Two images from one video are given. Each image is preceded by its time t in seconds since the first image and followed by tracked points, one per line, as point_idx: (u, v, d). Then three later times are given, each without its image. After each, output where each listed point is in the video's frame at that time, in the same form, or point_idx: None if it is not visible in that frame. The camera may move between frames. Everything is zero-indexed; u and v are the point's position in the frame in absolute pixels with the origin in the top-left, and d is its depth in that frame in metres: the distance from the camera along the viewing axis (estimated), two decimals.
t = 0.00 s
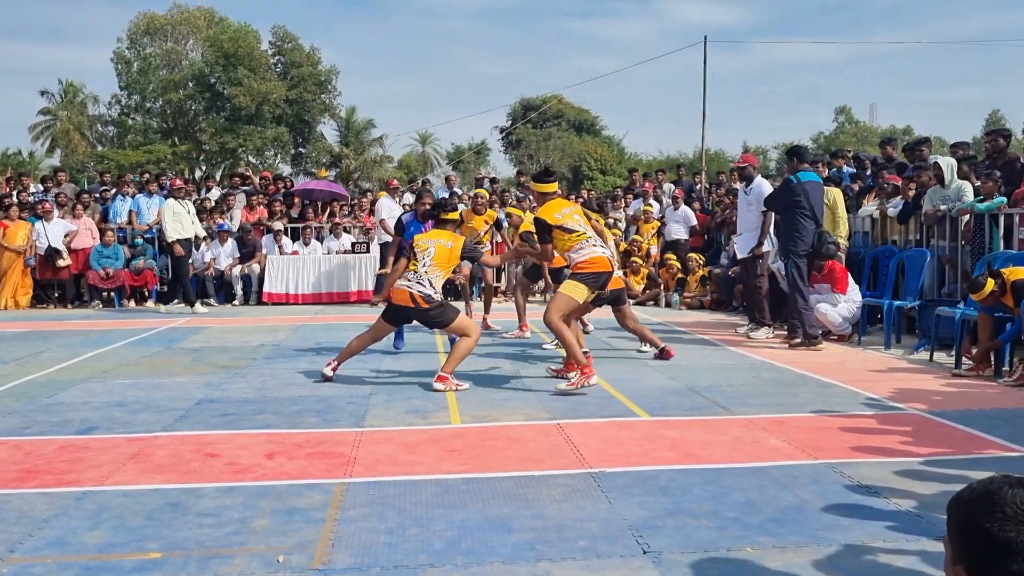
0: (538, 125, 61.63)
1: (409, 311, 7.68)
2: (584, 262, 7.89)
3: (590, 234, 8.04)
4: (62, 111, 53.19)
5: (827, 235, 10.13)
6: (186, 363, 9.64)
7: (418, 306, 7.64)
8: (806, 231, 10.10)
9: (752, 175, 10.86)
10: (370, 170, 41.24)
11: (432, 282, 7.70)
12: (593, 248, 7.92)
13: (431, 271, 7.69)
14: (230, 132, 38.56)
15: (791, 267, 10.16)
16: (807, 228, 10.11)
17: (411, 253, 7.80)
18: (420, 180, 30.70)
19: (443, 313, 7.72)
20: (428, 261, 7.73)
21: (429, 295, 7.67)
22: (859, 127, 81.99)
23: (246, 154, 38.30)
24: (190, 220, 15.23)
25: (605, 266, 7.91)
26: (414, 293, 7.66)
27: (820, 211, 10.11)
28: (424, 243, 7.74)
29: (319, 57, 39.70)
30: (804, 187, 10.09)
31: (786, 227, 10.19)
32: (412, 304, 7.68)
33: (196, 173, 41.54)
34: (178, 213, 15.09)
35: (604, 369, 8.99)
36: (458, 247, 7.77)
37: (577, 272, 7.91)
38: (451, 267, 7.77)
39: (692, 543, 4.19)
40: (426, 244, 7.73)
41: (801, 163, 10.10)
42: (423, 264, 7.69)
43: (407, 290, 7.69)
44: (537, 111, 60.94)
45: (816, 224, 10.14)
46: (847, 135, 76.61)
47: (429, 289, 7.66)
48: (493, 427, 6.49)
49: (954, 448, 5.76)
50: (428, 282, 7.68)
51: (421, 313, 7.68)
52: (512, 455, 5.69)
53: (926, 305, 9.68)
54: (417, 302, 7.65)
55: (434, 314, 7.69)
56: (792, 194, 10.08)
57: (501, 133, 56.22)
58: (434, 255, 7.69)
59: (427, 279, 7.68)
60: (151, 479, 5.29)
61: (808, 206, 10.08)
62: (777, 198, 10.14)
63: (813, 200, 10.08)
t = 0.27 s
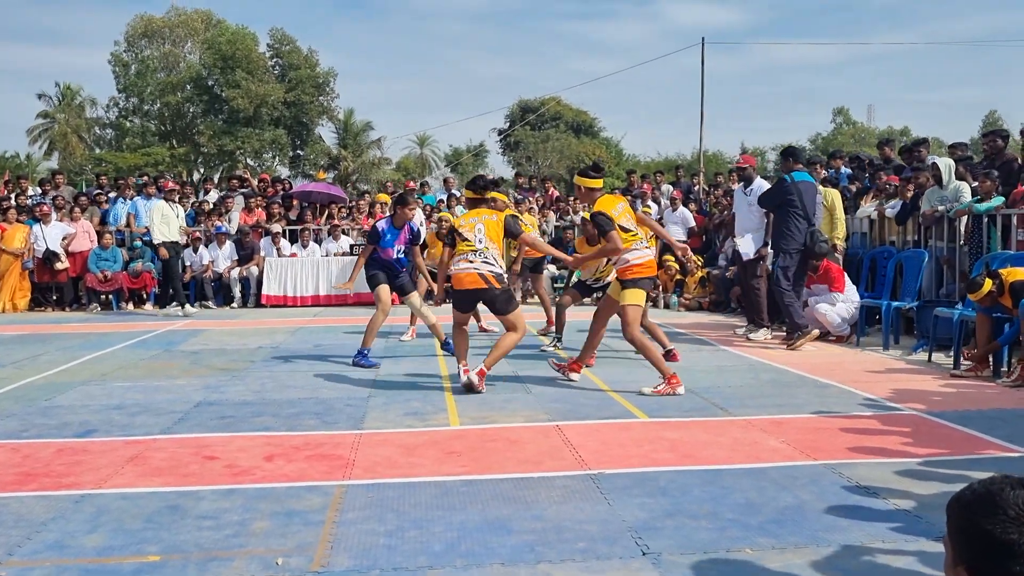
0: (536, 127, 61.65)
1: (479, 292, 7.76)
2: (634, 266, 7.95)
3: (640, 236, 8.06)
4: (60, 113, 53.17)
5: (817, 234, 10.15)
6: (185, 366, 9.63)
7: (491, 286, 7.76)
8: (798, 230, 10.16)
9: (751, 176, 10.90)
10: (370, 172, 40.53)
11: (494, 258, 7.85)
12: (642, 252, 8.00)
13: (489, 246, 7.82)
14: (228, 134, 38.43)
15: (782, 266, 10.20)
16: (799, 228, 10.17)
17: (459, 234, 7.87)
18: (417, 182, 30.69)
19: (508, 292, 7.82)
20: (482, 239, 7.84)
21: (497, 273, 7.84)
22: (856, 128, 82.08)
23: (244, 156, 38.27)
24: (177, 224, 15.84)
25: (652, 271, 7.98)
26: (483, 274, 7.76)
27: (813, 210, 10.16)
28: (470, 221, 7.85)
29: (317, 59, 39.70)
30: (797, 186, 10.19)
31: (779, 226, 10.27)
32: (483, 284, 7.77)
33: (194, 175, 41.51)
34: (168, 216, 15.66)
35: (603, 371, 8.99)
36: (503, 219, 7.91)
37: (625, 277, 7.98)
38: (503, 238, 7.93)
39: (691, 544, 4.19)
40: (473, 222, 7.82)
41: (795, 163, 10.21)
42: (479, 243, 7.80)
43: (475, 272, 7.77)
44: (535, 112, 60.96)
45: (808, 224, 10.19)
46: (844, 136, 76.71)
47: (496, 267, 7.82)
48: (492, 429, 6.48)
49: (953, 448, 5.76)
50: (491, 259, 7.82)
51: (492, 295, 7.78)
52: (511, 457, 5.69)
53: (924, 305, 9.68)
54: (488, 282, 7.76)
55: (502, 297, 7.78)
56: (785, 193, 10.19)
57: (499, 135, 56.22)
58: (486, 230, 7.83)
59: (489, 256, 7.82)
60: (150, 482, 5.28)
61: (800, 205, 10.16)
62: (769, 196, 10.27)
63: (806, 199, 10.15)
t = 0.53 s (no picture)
0: (535, 128, 61.66)
1: (536, 311, 7.30)
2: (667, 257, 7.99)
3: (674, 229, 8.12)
4: (59, 115, 53.18)
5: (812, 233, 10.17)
6: (185, 367, 9.64)
7: (544, 303, 7.27)
8: (792, 229, 10.18)
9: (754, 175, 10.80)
10: (367, 175, 41.47)
11: (546, 276, 7.35)
12: (674, 243, 8.01)
13: (542, 265, 7.35)
14: (226, 135, 38.32)
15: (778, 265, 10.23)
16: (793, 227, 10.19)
17: (513, 253, 7.45)
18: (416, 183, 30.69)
19: (568, 308, 7.34)
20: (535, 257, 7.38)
21: (551, 290, 7.31)
22: (855, 128, 82.14)
23: (243, 157, 38.26)
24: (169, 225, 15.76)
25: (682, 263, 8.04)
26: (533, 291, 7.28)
27: (807, 209, 10.18)
28: (525, 240, 7.42)
29: (316, 60, 39.70)
30: (791, 185, 10.19)
31: (773, 225, 10.27)
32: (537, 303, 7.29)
33: (193, 177, 41.51)
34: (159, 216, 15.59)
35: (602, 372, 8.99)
36: (562, 239, 7.44)
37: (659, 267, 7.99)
38: (560, 258, 7.42)
39: (691, 545, 4.19)
40: (529, 241, 7.39)
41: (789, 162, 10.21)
42: (531, 262, 7.34)
43: (526, 292, 7.30)
44: (534, 113, 60.99)
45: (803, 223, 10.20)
46: (843, 137, 76.78)
47: (548, 284, 7.32)
48: (491, 430, 6.48)
49: (952, 449, 5.76)
50: (544, 277, 7.33)
51: (548, 312, 7.29)
52: (511, 458, 5.70)
53: (923, 306, 9.69)
54: (543, 300, 7.26)
55: (561, 312, 7.31)
56: (779, 193, 10.19)
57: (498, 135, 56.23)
58: (540, 249, 7.35)
59: (540, 274, 7.34)
60: (149, 484, 5.28)
61: (794, 204, 10.17)
62: (764, 196, 10.27)
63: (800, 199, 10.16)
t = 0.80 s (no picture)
0: (534, 129, 61.67)
1: (542, 291, 7.32)
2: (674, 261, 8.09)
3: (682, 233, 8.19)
4: (58, 116, 53.19)
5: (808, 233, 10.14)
6: (184, 368, 9.64)
7: (553, 285, 7.29)
8: (787, 230, 10.17)
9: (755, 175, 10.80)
10: (366, 174, 40.89)
11: (561, 259, 7.37)
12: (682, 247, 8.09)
13: (559, 247, 7.35)
14: (226, 136, 38.33)
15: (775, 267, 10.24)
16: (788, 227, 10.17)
17: (531, 229, 7.44)
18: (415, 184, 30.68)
19: (575, 294, 7.36)
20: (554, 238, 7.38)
21: (562, 273, 7.35)
22: (853, 129, 82.18)
23: (242, 158, 38.24)
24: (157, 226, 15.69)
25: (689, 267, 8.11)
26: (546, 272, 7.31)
27: (801, 209, 10.17)
28: (547, 219, 7.39)
29: (315, 61, 39.69)
30: (783, 187, 10.21)
31: (769, 227, 10.27)
32: (545, 283, 7.31)
33: (192, 178, 41.49)
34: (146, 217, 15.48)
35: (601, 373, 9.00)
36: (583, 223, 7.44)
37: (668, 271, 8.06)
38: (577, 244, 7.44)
39: (690, 545, 4.19)
40: (549, 221, 7.38)
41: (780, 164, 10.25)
42: (549, 241, 7.35)
43: (538, 270, 7.34)
44: (533, 114, 60.99)
45: (798, 223, 10.20)
46: (841, 138, 76.80)
47: (563, 267, 7.35)
48: (491, 431, 6.48)
49: (951, 450, 5.77)
50: (559, 258, 7.35)
51: (555, 294, 7.31)
52: (510, 459, 5.70)
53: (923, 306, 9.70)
54: (553, 280, 7.29)
55: (567, 296, 7.32)
56: (771, 195, 10.21)
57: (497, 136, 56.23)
58: (561, 231, 7.35)
59: (556, 255, 7.35)
60: (149, 485, 5.28)
61: (787, 205, 10.16)
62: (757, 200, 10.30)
63: (793, 200, 10.16)
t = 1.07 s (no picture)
0: (534, 130, 61.69)
1: (539, 310, 7.32)
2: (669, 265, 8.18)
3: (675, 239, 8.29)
4: (57, 118, 53.20)
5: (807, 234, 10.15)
6: (183, 370, 9.63)
7: (549, 304, 7.28)
8: (785, 232, 10.19)
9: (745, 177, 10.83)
10: (366, 176, 40.85)
11: (558, 277, 7.35)
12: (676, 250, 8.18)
13: (554, 266, 7.34)
14: (225, 138, 38.25)
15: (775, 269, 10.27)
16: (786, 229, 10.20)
17: (528, 250, 7.43)
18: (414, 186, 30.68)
19: (573, 311, 7.35)
20: (549, 257, 7.37)
21: (559, 291, 7.32)
22: (852, 131, 82.24)
23: (241, 160, 38.24)
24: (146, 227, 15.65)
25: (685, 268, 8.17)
26: (543, 290, 7.29)
27: (798, 210, 10.19)
28: (542, 239, 7.41)
29: (315, 63, 39.71)
30: (778, 190, 10.24)
31: (767, 230, 10.30)
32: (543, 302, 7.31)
33: (191, 180, 41.49)
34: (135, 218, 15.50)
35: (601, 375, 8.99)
36: (577, 239, 7.49)
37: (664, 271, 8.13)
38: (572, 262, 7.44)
39: (690, 547, 4.19)
40: (545, 239, 7.40)
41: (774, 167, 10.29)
42: (545, 262, 7.33)
43: (533, 290, 7.32)
44: (532, 116, 61.02)
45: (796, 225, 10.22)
46: (840, 140, 76.88)
47: (558, 285, 7.31)
48: (490, 432, 6.48)
49: (950, 451, 5.77)
50: (555, 277, 7.32)
51: (551, 312, 7.31)
52: (509, 461, 5.69)
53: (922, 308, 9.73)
54: (548, 300, 7.28)
55: (565, 314, 7.32)
56: (767, 199, 10.25)
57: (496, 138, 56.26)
58: (555, 249, 7.36)
59: (552, 275, 7.33)
60: (147, 487, 5.27)
61: (784, 207, 10.19)
62: (753, 205, 10.33)
63: (789, 202, 10.19)
